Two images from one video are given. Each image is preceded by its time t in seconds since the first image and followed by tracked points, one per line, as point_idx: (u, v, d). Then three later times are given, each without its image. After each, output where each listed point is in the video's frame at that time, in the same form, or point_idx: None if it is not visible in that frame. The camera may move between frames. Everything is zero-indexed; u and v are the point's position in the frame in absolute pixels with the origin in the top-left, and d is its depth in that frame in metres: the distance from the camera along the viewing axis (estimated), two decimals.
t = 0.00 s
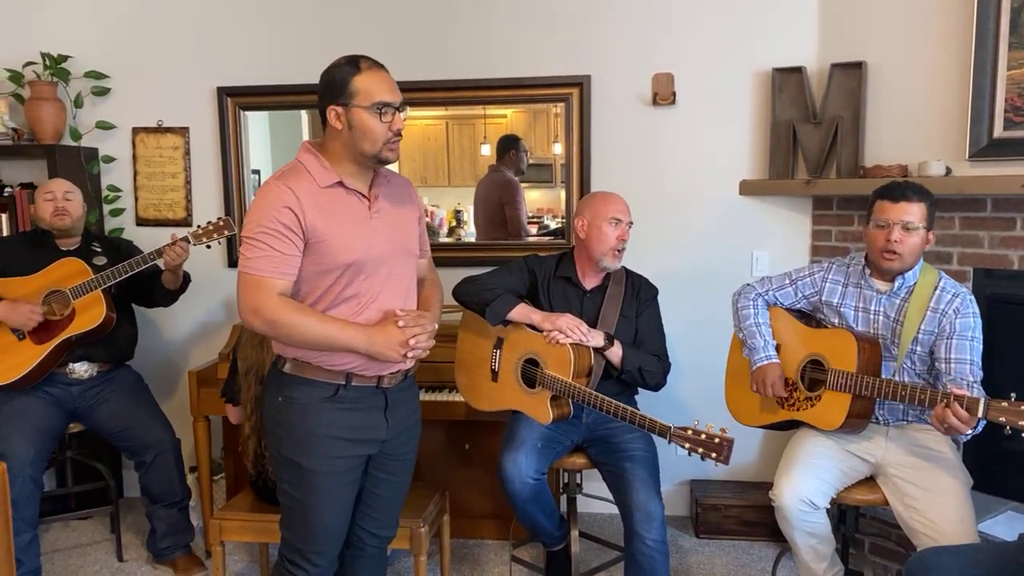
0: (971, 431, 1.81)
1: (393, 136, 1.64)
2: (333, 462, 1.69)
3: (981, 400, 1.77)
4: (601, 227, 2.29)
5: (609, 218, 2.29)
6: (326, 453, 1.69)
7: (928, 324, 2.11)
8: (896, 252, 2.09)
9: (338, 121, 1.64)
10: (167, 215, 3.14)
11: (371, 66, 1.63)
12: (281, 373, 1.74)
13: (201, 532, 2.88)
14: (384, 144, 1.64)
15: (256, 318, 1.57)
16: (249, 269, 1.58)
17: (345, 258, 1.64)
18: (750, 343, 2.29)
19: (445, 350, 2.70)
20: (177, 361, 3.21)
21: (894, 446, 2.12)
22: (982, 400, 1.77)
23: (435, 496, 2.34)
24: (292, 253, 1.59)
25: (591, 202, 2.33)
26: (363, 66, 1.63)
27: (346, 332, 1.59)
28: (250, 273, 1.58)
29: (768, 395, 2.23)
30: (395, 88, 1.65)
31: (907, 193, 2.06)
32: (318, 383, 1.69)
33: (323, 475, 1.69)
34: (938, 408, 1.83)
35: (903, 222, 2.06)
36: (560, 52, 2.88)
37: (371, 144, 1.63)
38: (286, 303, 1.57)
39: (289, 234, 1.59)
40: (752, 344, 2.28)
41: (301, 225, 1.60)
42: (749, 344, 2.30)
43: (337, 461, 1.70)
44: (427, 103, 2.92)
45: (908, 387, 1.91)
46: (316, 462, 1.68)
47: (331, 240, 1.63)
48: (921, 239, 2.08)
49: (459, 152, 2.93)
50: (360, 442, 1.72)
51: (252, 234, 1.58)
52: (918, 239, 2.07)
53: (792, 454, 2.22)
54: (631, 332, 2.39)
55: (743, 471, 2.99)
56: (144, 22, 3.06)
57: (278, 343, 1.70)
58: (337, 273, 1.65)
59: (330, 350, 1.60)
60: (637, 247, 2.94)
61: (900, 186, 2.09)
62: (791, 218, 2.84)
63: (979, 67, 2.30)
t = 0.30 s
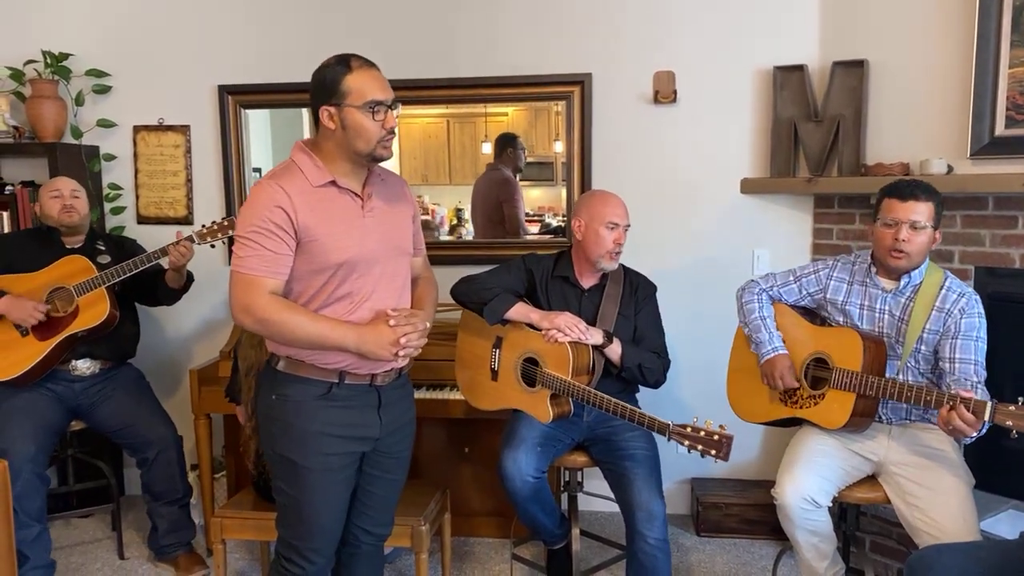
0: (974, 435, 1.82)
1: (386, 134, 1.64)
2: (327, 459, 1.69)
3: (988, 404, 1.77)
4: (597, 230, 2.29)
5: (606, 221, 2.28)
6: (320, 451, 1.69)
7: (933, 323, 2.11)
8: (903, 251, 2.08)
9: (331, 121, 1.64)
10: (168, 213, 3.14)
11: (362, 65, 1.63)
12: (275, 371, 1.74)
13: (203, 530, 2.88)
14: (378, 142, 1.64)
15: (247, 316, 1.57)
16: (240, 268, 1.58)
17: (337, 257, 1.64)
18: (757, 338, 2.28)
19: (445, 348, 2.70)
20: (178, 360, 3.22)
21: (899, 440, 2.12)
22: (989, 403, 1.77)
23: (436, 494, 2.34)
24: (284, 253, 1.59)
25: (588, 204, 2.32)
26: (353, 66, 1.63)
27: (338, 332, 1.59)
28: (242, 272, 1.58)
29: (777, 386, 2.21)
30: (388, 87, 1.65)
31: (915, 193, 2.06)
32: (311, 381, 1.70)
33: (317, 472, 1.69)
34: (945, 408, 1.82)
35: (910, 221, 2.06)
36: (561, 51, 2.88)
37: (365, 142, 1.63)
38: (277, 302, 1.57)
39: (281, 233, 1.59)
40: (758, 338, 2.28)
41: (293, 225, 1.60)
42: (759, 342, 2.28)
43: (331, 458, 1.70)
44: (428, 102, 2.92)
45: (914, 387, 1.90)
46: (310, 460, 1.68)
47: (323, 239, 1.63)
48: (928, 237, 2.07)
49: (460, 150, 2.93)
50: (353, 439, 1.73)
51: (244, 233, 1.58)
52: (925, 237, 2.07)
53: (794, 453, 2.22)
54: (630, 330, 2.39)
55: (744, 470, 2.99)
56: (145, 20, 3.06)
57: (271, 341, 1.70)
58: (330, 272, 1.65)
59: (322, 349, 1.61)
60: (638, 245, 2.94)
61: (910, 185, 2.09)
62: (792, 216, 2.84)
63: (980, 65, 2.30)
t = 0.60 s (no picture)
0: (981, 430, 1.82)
1: (379, 131, 1.65)
2: (323, 458, 1.70)
3: (993, 400, 1.77)
4: (584, 228, 2.30)
5: (592, 219, 2.29)
6: (316, 449, 1.69)
7: (935, 321, 2.11)
8: (902, 247, 2.08)
9: (324, 120, 1.64)
10: (171, 211, 3.14)
11: (352, 63, 1.63)
12: (271, 369, 1.74)
13: (205, 528, 2.89)
14: (371, 140, 1.64)
15: (241, 316, 1.58)
16: (235, 268, 1.59)
17: (332, 257, 1.64)
18: (755, 331, 2.30)
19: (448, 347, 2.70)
20: (181, 358, 3.22)
21: (904, 441, 2.12)
22: (994, 400, 1.77)
23: (438, 492, 2.35)
24: (278, 253, 1.60)
25: (575, 202, 2.33)
26: (343, 65, 1.63)
27: (333, 331, 1.60)
28: (236, 273, 1.59)
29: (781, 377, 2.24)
30: (379, 84, 1.65)
31: (913, 189, 2.06)
32: (306, 380, 1.70)
33: (313, 471, 1.69)
34: (949, 407, 1.82)
35: (908, 217, 2.05)
36: (564, 50, 2.88)
37: (359, 140, 1.63)
38: (271, 302, 1.58)
39: (274, 234, 1.59)
40: (755, 331, 2.30)
41: (286, 225, 1.60)
42: (757, 341, 2.29)
43: (327, 457, 1.70)
44: (431, 101, 2.92)
45: (917, 386, 1.90)
46: (306, 458, 1.69)
47: (317, 239, 1.63)
48: (926, 233, 2.07)
49: (463, 149, 2.93)
50: (348, 438, 1.73)
51: (238, 234, 1.59)
52: (923, 234, 2.07)
53: (797, 452, 2.21)
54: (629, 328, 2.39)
55: (746, 469, 2.98)
56: (148, 18, 3.07)
57: (266, 341, 1.71)
58: (324, 272, 1.66)
59: (316, 349, 1.61)
60: (641, 245, 2.93)
61: (906, 182, 2.08)
62: (796, 216, 2.83)
63: (985, 64, 2.29)
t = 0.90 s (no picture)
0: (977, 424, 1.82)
1: (368, 130, 1.65)
2: (318, 459, 1.70)
3: (986, 392, 1.77)
4: (563, 230, 2.32)
5: (569, 220, 2.30)
6: (311, 451, 1.69)
7: (929, 320, 2.11)
8: (893, 246, 2.08)
9: (312, 121, 1.65)
10: (172, 212, 3.15)
11: (338, 62, 1.64)
12: (265, 372, 1.74)
13: (206, 529, 2.89)
14: (361, 139, 1.65)
15: (234, 319, 1.58)
16: (226, 272, 1.58)
17: (324, 259, 1.65)
18: (753, 343, 2.28)
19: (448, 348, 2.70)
20: (182, 359, 3.23)
21: (903, 441, 2.12)
22: (988, 391, 1.77)
23: (438, 494, 2.35)
24: (270, 256, 1.60)
25: (555, 204, 2.35)
26: (329, 65, 1.64)
27: (326, 333, 1.61)
28: (228, 276, 1.58)
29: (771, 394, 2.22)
30: (367, 82, 1.66)
31: (900, 189, 2.06)
32: (300, 382, 1.70)
33: (308, 472, 1.69)
34: (944, 400, 1.83)
35: (898, 216, 2.06)
36: (565, 51, 2.88)
37: (348, 140, 1.63)
38: (263, 305, 1.58)
39: (266, 236, 1.59)
40: (753, 343, 2.28)
41: (278, 227, 1.60)
42: (753, 346, 2.29)
43: (322, 459, 1.70)
44: (432, 102, 2.93)
45: (909, 381, 1.91)
46: (301, 460, 1.69)
47: (309, 241, 1.63)
48: (916, 232, 2.07)
49: (464, 150, 2.94)
50: (344, 439, 1.73)
51: (230, 237, 1.59)
52: (913, 232, 2.07)
53: (797, 453, 2.21)
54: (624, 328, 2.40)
55: (747, 471, 2.98)
56: (149, 19, 3.07)
57: (259, 344, 1.71)
58: (316, 274, 1.66)
59: (309, 351, 1.62)
60: (643, 246, 2.93)
61: (893, 183, 2.09)
62: (798, 217, 2.83)
63: (986, 66, 2.29)
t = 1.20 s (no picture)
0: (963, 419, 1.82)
1: (357, 128, 1.66)
2: (314, 460, 1.70)
3: (971, 385, 1.78)
4: (539, 230, 2.38)
5: (544, 219, 2.35)
6: (308, 452, 1.69)
7: (918, 318, 2.11)
8: (879, 243, 2.09)
9: (300, 122, 1.65)
10: (171, 213, 3.15)
11: (323, 61, 1.65)
12: (258, 374, 1.74)
13: (206, 529, 2.89)
14: (350, 138, 1.65)
15: (228, 323, 1.57)
16: (219, 275, 1.58)
17: (316, 260, 1.65)
18: (749, 342, 2.28)
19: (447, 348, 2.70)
20: (182, 359, 3.23)
21: (899, 440, 2.12)
22: (974, 384, 1.78)
23: (438, 494, 2.35)
24: (262, 258, 1.60)
25: (535, 205, 2.40)
26: (314, 64, 1.64)
27: (321, 334, 1.61)
28: (220, 279, 1.58)
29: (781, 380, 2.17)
30: (353, 81, 1.66)
31: (881, 188, 2.09)
32: (296, 384, 1.70)
33: (305, 473, 1.69)
34: (931, 395, 1.83)
35: (880, 212, 2.07)
36: (565, 51, 2.88)
37: (337, 139, 1.64)
38: (257, 308, 1.58)
39: (258, 239, 1.59)
40: (751, 342, 2.28)
41: (269, 229, 1.60)
42: (754, 346, 2.27)
43: (318, 460, 1.70)
44: (431, 102, 2.93)
45: (899, 378, 1.91)
46: (297, 461, 1.69)
47: (300, 242, 1.63)
48: (900, 229, 2.09)
49: (464, 151, 2.94)
50: (339, 439, 1.73)
51: (221, 240, 1.58)
52: (897, 229, 2.08)
53: (794, 454, 2.21)
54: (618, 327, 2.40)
55: (747, 471, 2.98)
56: (148, 20, 3.07)
57: (253, 347, 1.70)
58: (308, 276, 1.66)
59: (304, 352, 1.62)
60: (643, 246, 2.93)
61: (874, 182, 2.12)
62: (798, 217, 2.83)
63: (985, 66, 2.29)
